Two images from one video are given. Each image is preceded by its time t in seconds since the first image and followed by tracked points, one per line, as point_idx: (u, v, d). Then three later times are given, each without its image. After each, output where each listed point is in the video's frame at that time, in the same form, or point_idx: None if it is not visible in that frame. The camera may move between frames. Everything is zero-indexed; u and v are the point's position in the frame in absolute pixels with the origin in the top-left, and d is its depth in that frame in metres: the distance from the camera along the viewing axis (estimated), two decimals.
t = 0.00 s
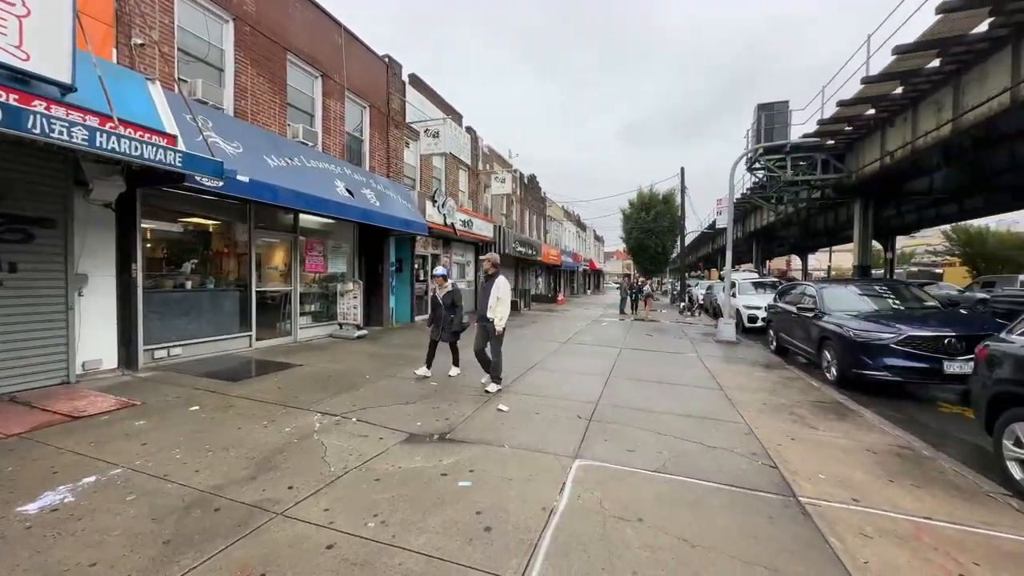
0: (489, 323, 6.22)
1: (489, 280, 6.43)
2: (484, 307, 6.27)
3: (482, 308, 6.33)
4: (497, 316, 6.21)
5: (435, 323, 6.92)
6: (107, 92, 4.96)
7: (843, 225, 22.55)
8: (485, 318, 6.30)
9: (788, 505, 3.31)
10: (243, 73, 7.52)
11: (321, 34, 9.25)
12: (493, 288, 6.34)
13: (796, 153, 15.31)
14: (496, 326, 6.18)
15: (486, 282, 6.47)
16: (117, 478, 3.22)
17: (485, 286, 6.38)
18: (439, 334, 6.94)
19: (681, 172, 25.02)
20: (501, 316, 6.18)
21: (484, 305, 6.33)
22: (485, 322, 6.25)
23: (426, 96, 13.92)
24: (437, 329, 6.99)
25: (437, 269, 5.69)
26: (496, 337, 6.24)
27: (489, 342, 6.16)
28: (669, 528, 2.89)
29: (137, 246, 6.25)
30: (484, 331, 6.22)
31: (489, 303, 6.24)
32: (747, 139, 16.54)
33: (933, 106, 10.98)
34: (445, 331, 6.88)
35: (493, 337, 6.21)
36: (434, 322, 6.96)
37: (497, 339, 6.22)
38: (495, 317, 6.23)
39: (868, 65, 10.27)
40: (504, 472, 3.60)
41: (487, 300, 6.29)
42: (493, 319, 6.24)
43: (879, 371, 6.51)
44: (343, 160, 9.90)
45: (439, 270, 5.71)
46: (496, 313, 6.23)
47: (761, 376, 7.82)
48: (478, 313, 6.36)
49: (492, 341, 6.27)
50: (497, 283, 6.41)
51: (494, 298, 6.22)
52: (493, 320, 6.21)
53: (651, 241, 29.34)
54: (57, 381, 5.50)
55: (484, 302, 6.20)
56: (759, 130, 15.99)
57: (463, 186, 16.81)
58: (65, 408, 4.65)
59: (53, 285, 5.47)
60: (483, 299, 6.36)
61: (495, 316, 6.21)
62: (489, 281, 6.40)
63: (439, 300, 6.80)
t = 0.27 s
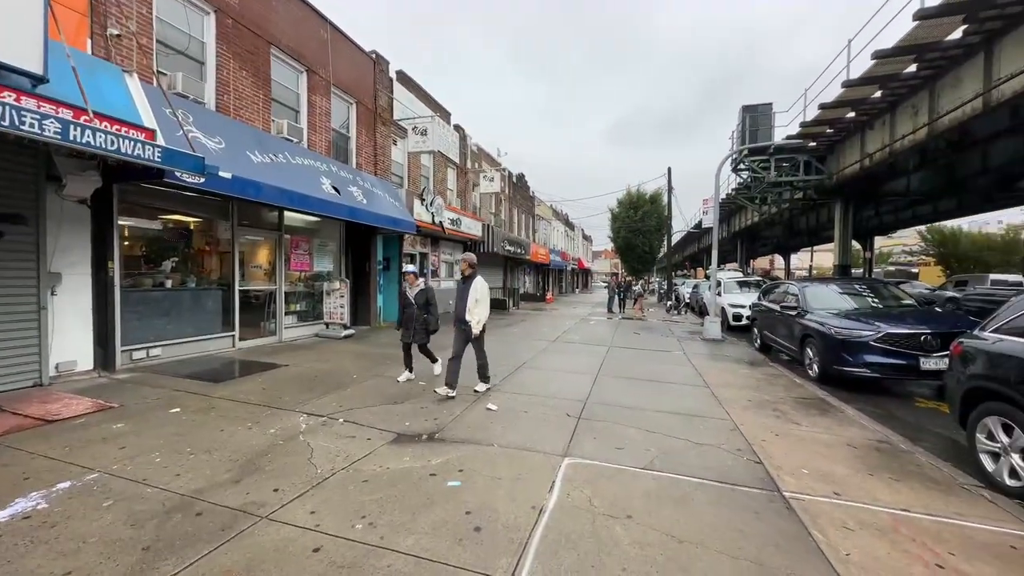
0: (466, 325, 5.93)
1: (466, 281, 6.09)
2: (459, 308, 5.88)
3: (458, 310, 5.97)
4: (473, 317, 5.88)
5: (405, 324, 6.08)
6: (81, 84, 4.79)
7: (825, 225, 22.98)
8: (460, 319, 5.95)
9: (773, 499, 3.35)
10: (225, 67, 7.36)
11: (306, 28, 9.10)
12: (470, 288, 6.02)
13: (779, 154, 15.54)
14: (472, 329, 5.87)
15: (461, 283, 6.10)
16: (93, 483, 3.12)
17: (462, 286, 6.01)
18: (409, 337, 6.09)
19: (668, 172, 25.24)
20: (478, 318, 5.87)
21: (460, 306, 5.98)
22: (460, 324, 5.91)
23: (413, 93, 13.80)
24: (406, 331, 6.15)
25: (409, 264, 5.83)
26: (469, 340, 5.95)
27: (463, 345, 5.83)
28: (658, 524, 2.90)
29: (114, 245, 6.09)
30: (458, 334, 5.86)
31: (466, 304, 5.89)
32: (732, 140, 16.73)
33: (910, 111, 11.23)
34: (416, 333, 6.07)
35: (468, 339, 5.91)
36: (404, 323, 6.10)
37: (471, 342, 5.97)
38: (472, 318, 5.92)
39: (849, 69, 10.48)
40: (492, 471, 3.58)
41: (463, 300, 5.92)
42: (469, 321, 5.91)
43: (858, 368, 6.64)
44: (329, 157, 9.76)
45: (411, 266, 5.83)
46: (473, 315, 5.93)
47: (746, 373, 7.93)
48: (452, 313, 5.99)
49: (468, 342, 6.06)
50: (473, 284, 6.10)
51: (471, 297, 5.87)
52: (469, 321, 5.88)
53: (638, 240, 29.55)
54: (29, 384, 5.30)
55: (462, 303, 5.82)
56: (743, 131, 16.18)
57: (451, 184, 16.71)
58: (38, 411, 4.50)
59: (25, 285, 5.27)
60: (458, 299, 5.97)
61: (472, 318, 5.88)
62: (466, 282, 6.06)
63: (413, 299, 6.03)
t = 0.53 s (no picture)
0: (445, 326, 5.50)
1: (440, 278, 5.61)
2: (436, 307, 5.49)
3: (434, 309, 5.56)
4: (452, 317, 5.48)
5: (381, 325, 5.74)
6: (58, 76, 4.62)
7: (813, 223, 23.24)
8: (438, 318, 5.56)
9: (763, 495, 3.35)
10: (210, 60, 7.20)
11: (293, 22, 8.94)
12: (446, 286, 5.55)
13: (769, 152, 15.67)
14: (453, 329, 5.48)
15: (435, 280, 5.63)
16: (71, 488, 3.02)
17: (437, 284, 5.56)
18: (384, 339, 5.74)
19: (659, 170, 25.34)
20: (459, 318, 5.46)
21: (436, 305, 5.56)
22: (439, 324, 5.51)
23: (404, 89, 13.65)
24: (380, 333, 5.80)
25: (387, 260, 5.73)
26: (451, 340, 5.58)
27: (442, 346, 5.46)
28: (650, 522, 2.88)
29: (94, 242, 5.93)
30: (438, 334, 5.47)
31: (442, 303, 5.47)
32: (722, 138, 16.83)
33: (895, 111, 11.36)
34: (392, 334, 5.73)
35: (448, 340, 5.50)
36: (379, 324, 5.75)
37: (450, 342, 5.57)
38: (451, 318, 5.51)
39: (837, 68, 10.57)
40: (484, 471, 3.54)
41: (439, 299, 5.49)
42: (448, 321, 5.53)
43: (845, 364, 6.70)
44: (318, 153, 9.62)
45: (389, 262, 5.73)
46: (452, 314, 5.51)
47: (736, 370, 7.98)
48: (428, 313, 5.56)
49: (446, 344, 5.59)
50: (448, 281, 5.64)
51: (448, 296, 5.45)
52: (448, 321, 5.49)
53: (630, 238, 29.66)
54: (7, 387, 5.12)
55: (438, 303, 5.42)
56: (733, 129, 16.27)
57: (442, 182, 16.60)
58: (15, 413, 4.37)
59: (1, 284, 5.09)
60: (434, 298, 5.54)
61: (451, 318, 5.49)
62: (440, 279, 5.58)
63: (389, 298, 5.73)
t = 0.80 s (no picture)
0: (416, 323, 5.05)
1: (414, 272, 5.20)
2: (410, 303, 5.06)
3: (408, 305, 5.13)
4: (428, 313, 5.06)
5: (353, 323, 5.50)
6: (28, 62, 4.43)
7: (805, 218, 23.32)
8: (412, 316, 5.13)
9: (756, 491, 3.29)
10: (192, 48, 6.99)
11: (279, 10, 8.72)
12: (420, 281, 5.14)
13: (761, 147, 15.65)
14: (429, 327, 5.04)
15: (409, 274, 5.21)
16: (41, 491, 2.90)
17: (410, 278, 5.14)
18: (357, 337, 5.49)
19: (652, 165, 25.29)
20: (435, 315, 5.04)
21: (410, 301, 5.14)
22: (412, 321, 5.05)
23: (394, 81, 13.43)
24: (353, 331, 5.54)
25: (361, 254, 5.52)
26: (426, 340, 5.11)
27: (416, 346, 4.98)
28: (641, 520, 2.82)
29: (70, 236, 5.76)
30: (412, 333, 5.01)
31: (417, 299, 5.05)
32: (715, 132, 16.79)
33: (887, 105, 11.35)
34: (365, 333, 5.48)
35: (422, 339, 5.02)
36: (352, 323, 5.51)
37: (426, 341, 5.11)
38: (427, 315, 5.09)
39: (830, 62, 10.52)
40: (473, 469, 3.45)
41: (413, 294, 5.07)
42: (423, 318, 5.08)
43: (836, 358, 6.69)
44: (307, 145, 9.44)
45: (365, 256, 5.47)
46: (428, 311, 5.09)
47: (728, 364, 7.95)
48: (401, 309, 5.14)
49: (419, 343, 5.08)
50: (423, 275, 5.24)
51: (423, 291, 5.04)
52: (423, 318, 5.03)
53: (623, 233, 29.64)
54: None
55: (411, 298, 5.00)
56: (726, 123, 16.23)
57: (434, 175, 16.41)
58: None
59: None
60: (407, 293, 5.13)
61: (426, 315, 5.05)
62: (414, 273, 5.17)
63: (362, 294, 5.47)
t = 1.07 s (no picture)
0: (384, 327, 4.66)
1: (381, 271, 4.82)
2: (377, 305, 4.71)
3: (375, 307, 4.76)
4: (395, 316, 4.68)
5: (325, 323, 4.99)
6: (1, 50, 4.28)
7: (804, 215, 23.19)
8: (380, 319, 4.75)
9: (755, 492, 3.16)
10: (179, 40, 6.84)
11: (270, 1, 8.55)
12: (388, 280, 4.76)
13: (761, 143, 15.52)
14: (397, 330, 4.66)
15: (375, 274, 4.83)
16: (7, 496, 2.78)
17: (377, 278, 4.75)
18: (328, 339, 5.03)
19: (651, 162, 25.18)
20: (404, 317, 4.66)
21: (377, 302, 4.77)
22: (379, 325, 4.69)
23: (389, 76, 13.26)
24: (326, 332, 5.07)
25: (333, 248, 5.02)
26: (395, 344, 4.73)
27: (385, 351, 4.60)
28: (634, 525, 2.69)
29: (51, 231, 5.61)
30: (378, 337, 4.64)
31: (383, 301, 4.68)
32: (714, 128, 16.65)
33: (888, 100, 11.21)
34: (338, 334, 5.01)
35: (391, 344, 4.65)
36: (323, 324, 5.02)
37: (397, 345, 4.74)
38: (395, 318, 4.70)
39: (830, 55, 10.39)
40: (462, 471, 3.33)
41: (380, 295, 4.71)
42: (391, 321, 4.71)
43: (837, 355, 6.57)
44: (299, 140, 9.28)
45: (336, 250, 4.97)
46: (396, 314, 4.70)
47: (726, 362, 7.84)
48: (368, 312, 4.78)
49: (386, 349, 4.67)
50: (392, 274, 4.85)
51: (389, 292, 4.66)
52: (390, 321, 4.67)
53: (622, 230, 29.51)
54: None
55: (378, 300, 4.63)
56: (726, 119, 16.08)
57: (431, 172, 16.26)
58: None
59: None
60: (375, 294, 4.74)
61: (394, 317, 4.68)
62: (381, 272, 4.78)
63: (334, 292, 5.00)
